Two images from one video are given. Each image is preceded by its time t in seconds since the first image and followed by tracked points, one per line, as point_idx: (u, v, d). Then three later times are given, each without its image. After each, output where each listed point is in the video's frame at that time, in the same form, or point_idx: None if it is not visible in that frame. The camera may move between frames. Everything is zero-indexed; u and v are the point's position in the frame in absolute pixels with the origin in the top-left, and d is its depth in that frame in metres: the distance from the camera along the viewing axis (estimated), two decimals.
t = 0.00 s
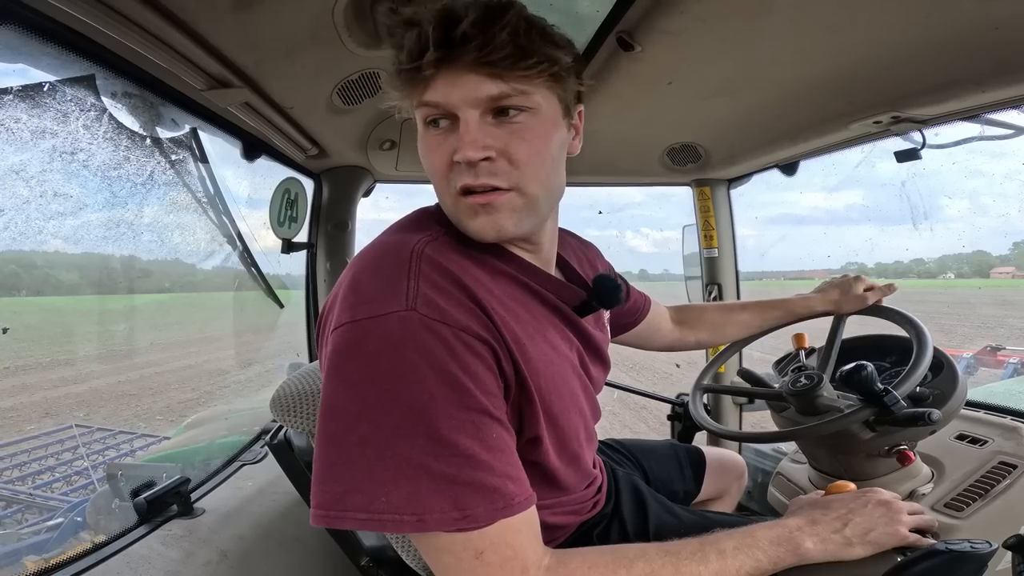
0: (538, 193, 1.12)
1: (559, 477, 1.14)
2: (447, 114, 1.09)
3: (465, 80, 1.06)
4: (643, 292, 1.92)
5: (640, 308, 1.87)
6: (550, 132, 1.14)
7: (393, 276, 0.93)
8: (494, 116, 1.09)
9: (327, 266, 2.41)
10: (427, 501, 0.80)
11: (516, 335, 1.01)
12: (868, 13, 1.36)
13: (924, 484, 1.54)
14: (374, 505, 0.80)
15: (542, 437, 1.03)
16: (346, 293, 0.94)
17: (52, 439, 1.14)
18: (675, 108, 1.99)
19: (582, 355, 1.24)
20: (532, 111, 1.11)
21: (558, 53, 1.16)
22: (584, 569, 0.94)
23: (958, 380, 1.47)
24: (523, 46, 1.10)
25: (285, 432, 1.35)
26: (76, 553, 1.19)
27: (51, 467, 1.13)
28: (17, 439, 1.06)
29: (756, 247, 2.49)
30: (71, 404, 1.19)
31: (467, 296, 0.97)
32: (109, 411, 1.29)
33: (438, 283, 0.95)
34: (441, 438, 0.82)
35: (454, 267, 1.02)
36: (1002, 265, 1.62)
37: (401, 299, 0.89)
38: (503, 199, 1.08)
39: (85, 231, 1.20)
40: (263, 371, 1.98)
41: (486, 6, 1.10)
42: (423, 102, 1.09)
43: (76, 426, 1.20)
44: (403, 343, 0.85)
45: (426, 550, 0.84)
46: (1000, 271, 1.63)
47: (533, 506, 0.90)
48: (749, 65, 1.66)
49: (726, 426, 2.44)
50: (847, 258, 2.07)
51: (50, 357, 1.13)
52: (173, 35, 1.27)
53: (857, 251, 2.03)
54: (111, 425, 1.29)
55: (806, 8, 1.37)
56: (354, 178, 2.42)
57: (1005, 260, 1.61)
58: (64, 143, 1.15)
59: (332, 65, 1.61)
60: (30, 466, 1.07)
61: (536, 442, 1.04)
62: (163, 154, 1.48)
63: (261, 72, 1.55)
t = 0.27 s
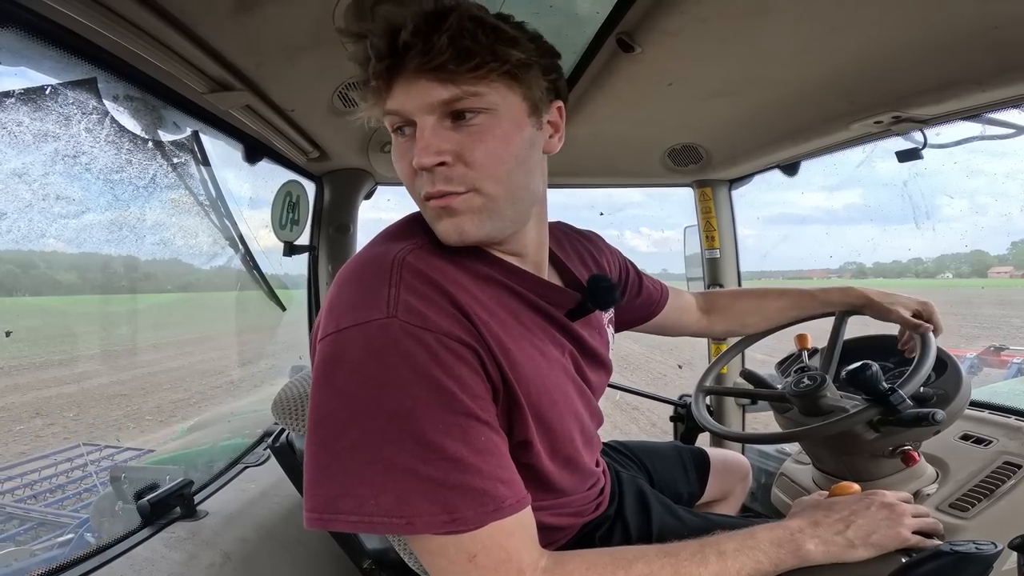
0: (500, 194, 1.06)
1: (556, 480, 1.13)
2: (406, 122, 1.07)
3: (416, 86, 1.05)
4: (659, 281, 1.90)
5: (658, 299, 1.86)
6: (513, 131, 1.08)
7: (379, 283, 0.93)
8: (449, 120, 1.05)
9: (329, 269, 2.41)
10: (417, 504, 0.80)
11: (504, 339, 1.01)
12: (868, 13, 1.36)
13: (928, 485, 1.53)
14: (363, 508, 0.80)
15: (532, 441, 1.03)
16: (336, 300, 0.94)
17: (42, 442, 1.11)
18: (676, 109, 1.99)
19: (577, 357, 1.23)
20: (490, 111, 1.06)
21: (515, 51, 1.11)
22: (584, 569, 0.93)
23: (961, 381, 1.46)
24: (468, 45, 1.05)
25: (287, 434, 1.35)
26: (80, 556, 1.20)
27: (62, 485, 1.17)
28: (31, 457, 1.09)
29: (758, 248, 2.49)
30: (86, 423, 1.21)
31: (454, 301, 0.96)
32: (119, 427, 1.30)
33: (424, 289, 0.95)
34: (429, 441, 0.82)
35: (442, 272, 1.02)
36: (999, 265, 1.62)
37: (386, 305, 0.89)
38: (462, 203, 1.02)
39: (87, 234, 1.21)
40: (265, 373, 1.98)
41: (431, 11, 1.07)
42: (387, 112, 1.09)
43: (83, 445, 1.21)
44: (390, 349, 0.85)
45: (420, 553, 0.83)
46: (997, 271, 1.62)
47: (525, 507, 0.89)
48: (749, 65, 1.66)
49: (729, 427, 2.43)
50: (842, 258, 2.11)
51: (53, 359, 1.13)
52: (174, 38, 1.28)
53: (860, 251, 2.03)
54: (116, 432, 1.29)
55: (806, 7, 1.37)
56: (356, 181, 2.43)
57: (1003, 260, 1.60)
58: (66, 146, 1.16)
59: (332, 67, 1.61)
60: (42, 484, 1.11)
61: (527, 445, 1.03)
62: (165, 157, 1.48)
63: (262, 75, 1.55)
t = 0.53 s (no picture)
0: (495, 198, 1.06)
1: (558, 479, 1.13)
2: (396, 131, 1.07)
3: (403, 95, 1.04)
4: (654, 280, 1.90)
5: (653, 296, 1.86)
6: (502, 134, 1.07)
7: (381, 285, 0.93)
8: (437, 127, 1.04)
9: (331, 270, 2.42)
10: (421, 504, 0.80)
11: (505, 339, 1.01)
12: (870, 12, 1.35)
13: (931, 485, 1.53)
14: (369, 508, 0.80)
15: (533, 440, 1.03)
16: (338, 304, 0.94)
17: (17, 440, 1.06)
18: (678, 110, 1.99)
19: (577, 357, 1.23)
20: (477, 115, 1.05)
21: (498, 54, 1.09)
22: (586, 568, 0.93)
23: (965, 381, 1.46)
24: (450, 52, 1.03)
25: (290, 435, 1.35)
26: (80, 555, 1.19)
27: (73, 499, 1.19)
28: (42, 471, 1.11)
29: (760, 248, 2.49)
30: (95, 432, 1.23)
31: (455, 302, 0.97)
32: (133, 425, 1.33)
33: (426, 290, 0.95)
34: (433, 441, 0.82)
35: (443, 273, 1.02)
36: (998, 264, 1.62)
37: (388, 307, 0.89)
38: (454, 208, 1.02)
39: (90, 235, 1.21)
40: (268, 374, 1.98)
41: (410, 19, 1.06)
42: (376, 121, 1.08)
43: (90, 459, 1.22)
44: (392, 350, 0.85)
45: (424, 552, 0.83)
46: (997, 270, 1.63)
47: (528, 506, 0.89)
48: (750, 65, 1.66)
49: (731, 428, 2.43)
50: (841, 258, 2.11)
51: (55, 360, 1.14)
52: (175, 39, 1.28)
53: (863, 251, 2.02)
54: (116, 434, 1.28)
55: (808, 7, 1.36)
56: (357, 183, 2.43)
57: (1002, 259, 1.61)
58: (69, 147, 1.16)
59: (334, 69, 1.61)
60: (54, 498, 1.13)
61: (528, 445, 1.03)
62: (167, 158, 1.48)
63: (264, 76, 1.56)
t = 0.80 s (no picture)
0: (495, 214, 1.04)
1: (558, 479, 1.13)
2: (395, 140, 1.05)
3: (402, 104, 1.01)
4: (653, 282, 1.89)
5: (653, 297, 1.86)
6: (504, 145, 1.04)
7: (381, 288, 0.94)
8: (437, 137, 1.01)
9: (332, 268, 2.42)
10: (424, 505, 0.81)
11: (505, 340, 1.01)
12: (873, 12, 1.35)
13: (930, 487, 1.53)
14: (373, 509, 0.81)
15: (532, 439, 1.03)
16: (338, 308, 0.95)
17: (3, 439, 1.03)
18: (680, 110, 1.99)
19: (577, 357, 1.24)
20: (478, 126, 1.02)
21: (501, 61, 1.05)
22: (586, 567, 0.93)
23: (965, 382, 1.46)
24: (450, 60, 1.01)
25: (290, 433, 1.35)
26: (79, 552, 1.20)
27: (74, 505, 1.19)
28: (44, 478, 1.12)
29: (763, 249, 2.49)
30: (87, 431, 1.21)
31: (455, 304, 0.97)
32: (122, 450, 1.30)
33: (425, 293, 0.95)
34: (434, 443, 0.82)
35: (442, 275, 1.03)
36: (996, 264, 1.63)
37: (388, 310, 0.90)
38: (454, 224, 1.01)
39: (93, 232, 1.22)
40: (269, 371, 1.99)
41: (411, 24, 1.04)
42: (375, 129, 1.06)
43: (95, 466, 1.23)
44: (392, 353, 0.85)
45: (425, 551, 0.84)
46: (995, 270, 1.63)
47: (529, 504, 0.90)
48: (753, 66, 1.66)
49: (732, 429, 2.43)
50: (841, 258, 2.12)
51: (57, 357, 1.14)
52: (179, 37, 1.28)
53: (865, 252, 2.02)
54: (118, 433, 1.29)
55: (811, 8, 1.36)
56: (360, 181, 2.44)
57: (999, 259, 1.62)
58: (72, 145, 1.16)
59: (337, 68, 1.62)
60: (55, 507, 1.14)
61: (528, 444, 1.03)
62: (170, 156, 1.49)
63: (267, 74, 1.56)
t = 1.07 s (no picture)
0: (504, 214, 1.01)
1: (563, 483, 1.14)
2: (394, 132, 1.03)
3: (399, 98, 0.99)
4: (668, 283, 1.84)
5: (668, 293, 1.82)
6: (510, 140, 1.01)
7: (390, 289, 0.93)
8: (439, 132, 0.99)
9: (333, 265, 2.42)
10: (432, 512, 0.82)
11: (514, 344, 1.01)
12: (880, 15, 1.35)
13: (928, 489, 1.53)
14: (380, 514, 0.81)
15: (539, 445, 1.04)
16: (347, 308, 0.94)
17: None
18: (683, 110, 1.99)
19: (587, 360, 1.23)
20: (483, 119, 0.99)
21: (508, 45, 1.01)
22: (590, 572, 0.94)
23: (964, 385, 1.46)
24: (448, 47, 0.97)
25: (289, 430, 1.35)
26: (77, 548, 1.19)
27: (72, 508, 1.19)
28: (46, 481, 1.13)
29: (764, 250, 2.50)
30: (89, 450, 1.23)
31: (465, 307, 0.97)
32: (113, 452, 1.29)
33: (435, 295, 0.95)
34: (444, 451, 0.82)
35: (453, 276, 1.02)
36: (994, 264, 1.64)
37: (397, 313, 0.89)
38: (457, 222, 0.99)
39: (95, 228, 1.22)
40: (268, 368, 1.99)
41: (403, 6, 1.00)
42: (374, 122, 1.05)
43: (94, 467, 1.24)
44: (403, 359, 0.85)
45: (430, 556, 0.85)
46: (992, 269, 1.65)
47: (535, 511, 0.90)
48: (756, 68, 1.66)
49: (730, 430, 2.44)
50: (840, 256, 2.12)
51: (58, 352, 1.14)
52: (184, 34, 1.29)
53: (866, 254, 2.02)
54: (117, 430, 1.30)
55: (816, 10, 1.36)
56: (361, 178, 2.44)
57: (998, 259, 1.63)
58: (75, 141, 1.16)
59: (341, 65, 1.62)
60: (54, 508, 1.14)
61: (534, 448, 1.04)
62: (172, 152, 1.49)
63: (270, 71, 1.56)
